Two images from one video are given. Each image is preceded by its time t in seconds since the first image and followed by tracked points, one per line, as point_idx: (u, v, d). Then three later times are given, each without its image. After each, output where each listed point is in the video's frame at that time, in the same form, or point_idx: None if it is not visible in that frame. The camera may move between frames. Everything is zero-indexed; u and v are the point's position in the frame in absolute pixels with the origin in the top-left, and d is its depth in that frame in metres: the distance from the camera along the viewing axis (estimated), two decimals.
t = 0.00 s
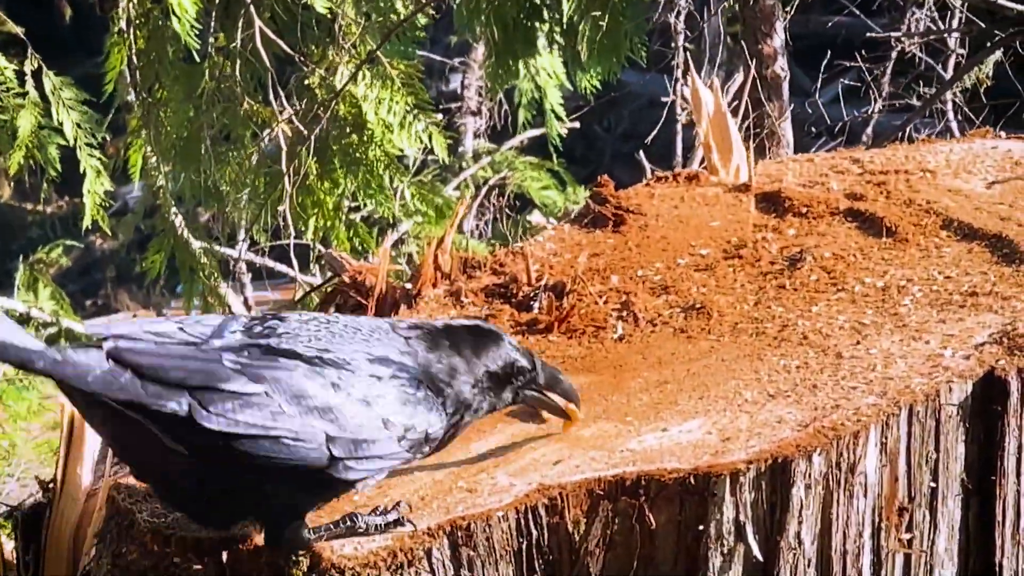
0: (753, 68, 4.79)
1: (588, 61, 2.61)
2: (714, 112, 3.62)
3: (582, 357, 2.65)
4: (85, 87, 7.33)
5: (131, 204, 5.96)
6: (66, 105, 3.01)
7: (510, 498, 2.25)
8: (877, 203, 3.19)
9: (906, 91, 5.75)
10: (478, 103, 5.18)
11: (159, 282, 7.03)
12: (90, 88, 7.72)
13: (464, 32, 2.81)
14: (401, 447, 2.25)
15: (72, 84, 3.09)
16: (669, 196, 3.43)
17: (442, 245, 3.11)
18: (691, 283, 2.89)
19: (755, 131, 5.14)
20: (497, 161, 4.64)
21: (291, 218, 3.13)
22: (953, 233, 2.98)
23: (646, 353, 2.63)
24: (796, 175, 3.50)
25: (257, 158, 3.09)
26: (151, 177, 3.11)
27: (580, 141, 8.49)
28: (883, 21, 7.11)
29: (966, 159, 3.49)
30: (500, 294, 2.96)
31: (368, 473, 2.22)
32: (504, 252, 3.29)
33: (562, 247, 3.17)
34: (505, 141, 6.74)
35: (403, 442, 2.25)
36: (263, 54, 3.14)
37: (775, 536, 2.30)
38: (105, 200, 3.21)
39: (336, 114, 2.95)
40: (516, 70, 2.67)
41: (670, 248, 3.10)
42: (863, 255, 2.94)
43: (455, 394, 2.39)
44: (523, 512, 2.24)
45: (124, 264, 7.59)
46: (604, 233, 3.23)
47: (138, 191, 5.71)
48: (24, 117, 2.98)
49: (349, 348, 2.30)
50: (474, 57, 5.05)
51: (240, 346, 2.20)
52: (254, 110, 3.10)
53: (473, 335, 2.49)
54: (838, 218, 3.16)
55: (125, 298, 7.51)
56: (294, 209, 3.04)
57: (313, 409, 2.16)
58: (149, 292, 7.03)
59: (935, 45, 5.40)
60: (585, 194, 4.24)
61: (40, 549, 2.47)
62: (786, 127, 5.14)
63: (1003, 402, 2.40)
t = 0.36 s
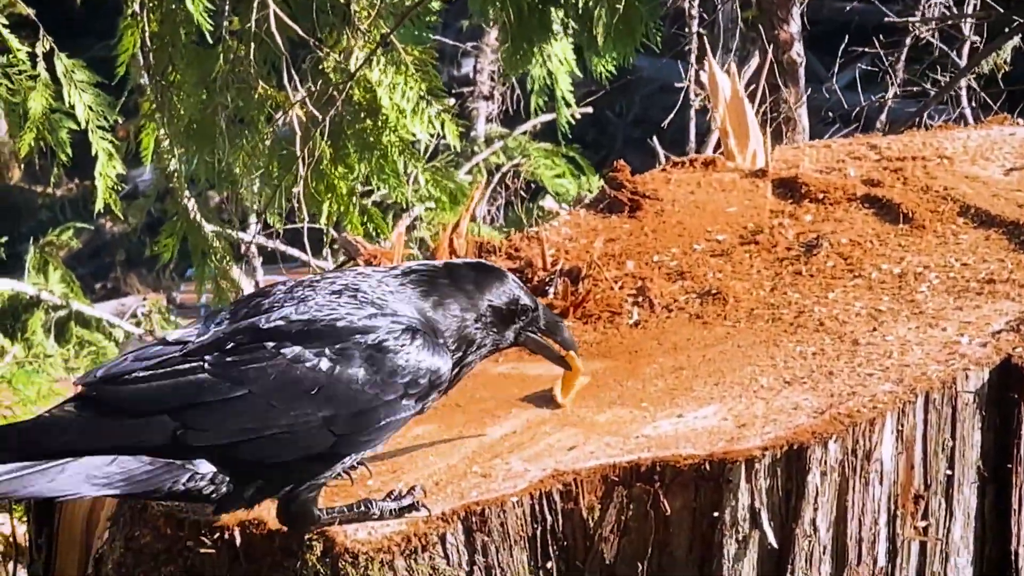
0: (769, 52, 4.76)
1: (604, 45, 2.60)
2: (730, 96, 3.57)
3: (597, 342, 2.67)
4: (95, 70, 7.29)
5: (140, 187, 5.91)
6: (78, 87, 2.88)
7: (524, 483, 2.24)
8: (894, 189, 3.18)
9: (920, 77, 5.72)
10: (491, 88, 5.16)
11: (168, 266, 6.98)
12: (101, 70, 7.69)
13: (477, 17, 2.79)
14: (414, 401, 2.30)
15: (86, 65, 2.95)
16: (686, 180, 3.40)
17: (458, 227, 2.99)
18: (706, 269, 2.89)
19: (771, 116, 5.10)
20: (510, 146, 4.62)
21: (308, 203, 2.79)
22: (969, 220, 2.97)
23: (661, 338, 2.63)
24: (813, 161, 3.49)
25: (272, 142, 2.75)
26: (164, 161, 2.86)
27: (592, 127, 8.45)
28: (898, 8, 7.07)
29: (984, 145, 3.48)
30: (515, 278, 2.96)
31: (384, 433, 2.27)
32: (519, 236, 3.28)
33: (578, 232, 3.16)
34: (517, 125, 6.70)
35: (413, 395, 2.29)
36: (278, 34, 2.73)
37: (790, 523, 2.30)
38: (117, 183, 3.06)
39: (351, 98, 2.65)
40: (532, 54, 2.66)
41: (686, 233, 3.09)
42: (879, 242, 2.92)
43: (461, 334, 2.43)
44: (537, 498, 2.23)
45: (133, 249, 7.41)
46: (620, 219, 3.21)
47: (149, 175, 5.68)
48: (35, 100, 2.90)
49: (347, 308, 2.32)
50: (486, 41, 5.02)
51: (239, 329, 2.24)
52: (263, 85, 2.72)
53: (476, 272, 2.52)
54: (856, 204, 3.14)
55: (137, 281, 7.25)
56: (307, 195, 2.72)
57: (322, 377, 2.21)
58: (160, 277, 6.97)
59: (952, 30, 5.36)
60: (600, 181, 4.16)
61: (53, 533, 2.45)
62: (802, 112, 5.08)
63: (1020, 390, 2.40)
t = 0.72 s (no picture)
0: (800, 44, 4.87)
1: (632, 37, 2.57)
2: (764, 86, 3.63)
3: (628, 332, 2.64)
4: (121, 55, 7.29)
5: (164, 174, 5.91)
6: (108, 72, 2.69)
7: (556, 473, 2.23)
8: (926, 179, 3.18)
9: (950, 67, 5.71)
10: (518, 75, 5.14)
11: (192, 253, 6.97)
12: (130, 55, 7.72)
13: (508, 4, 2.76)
14: (440, 389, 2.22)
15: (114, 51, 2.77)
16: (718, 170, 3.39)
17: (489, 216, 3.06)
18: (738, 259, 2.88)
19: (801, 105, 5.11)
20: (536, 134, 4.57)
21: (333, 195, 2.75)
22: (1001, 211, 2.97)
23: (693, 328, 2.61)
24: (846, 151, 3.49)
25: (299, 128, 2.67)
26: (189, 146, 2.67)
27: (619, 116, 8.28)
28: None
29: (1017, 135, 3.47)
30: (546, 269, 2.95)
31: (409, 422, 2.19)
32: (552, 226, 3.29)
33: (609, 220, 3.14)
34: (544, 112, 6.68)
35: (440, 382, 2.22)
36: (307, 24, 2.61)
37: (822, 513, 2.29)
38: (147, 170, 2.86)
39: (381, 86, 2.59)
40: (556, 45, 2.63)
41: (717, 223, 3.08)
42: (911, 232, 2.91)
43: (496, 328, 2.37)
44: (570, 487, 2.23)
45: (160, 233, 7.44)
46: (652, 208, 3.20)
47: (175, 161, 5.66)
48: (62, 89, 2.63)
49: (375, 294, 2.26)
50: (514, 28, 5.00)
51: (263, 314, 2.18)
52: (292, 75, 2.65)
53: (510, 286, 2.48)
54: (887, 194, 3.14)
55: (158, 266, 7.01)
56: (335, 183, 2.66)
57: (346, 365, 2.13)
58: (183, 262, 6.97)
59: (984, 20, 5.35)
60: (628, 170, 4.13)
61: (81, 521, 2.42)
62: (833, 102, 5.17)
63: None
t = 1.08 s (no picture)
0: (845, 27, 4.79)
1: (676, 16, 2.50)
2: (805, 70, 3.70)
3: (672, 315, 2.69)
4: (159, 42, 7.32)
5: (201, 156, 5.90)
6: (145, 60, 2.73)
7: (599, 455, 2.21)
8: (969, 163, 3.17)
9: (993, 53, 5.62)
10: (557, 60, 5.12)
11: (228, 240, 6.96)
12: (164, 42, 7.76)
13: None
14: (481, 371, 2.16)
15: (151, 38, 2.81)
16: (761, 153, 3.45)
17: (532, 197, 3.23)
18: (782, 242, 2.91)
19: (843, 91, 5.09)
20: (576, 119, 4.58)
21: (373, 175, 2.75)
22: None
23: (736, 311, 2.65)
24: (889, 134, 3.51)
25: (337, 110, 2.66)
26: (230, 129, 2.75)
27: (656, 100, 7.72)
28: None
29: None
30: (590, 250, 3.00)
31: (447, 403, 2.15)
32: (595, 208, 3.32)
33: (653, 203, 3.19)
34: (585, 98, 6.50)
35: (481, 364, 2.16)
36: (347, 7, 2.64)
37: (864, 497, 2.28)
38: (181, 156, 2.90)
39: (420, 68, 2.55)
40: (602, 25, 2.50)
41: (761, 206, 3.12)
42: (954, 216, 2.91)
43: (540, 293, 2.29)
44: (612, 470, 2.21)
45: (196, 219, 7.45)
46: (695, 190, 3.26)
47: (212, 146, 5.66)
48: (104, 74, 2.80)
49: (419, 275, 2.20)
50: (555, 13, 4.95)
51: (308, 287, 2.14)
52: (330, 56, 2.63)
53: (566, 241, 2.32)
54: (931, 177, 3.15)
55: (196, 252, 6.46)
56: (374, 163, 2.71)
57: (387, 340, 2.09)
58: (220, 247, 6.49)
59: None
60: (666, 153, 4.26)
61: (123, 503, 2.49)
62: (874, 87, 5.11)
63: None
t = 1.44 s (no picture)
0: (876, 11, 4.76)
1: None
2: (834, 56, 3.68)
3: (698, 301, 2.71)
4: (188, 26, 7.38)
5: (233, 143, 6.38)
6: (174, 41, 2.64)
7: (625, 442, 2.20)
8: (997, 149, 3.17)
9: None
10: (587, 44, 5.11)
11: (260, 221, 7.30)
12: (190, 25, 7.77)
13: None
14: (521, 360, 2.16)
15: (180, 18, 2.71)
16: (789, 138, 3.49)
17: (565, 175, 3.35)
18: (809, 228, 2.93)
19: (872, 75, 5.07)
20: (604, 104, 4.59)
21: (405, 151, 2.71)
22: None
23: (763, 298, 2.64)
24: (917, 120, 3.53)
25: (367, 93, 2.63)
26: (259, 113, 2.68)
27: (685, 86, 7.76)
28: None
29: None
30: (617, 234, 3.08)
31: (489, 395, 2.15)
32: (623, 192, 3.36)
33: (681, 187, 3.23)
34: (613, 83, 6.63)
35: (519, 353, 2.15)
36: None
37: (891, 483, 2.28)
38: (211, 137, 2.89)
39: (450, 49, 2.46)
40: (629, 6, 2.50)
41: (788, 191, 3.16)
42: (983, 202, 2.91)
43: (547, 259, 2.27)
44: (639, 456, 2.20)
45: (225, 202, 7.49)
46: (722, 175, 3.30)
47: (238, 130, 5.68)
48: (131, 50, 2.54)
49: (445, 268, 2.18)
50: None
51: (337, 291, 2.12)
52: (359, 39, 2.55)
53: (555, 184, 2.26)
54: (960, 162, 3.15)
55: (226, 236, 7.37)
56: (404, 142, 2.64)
57: (421, 342, 2.08)
58: (251, 232, 7.34)
59: None
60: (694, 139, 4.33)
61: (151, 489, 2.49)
62: (905, 72, 5.06)
63: None
